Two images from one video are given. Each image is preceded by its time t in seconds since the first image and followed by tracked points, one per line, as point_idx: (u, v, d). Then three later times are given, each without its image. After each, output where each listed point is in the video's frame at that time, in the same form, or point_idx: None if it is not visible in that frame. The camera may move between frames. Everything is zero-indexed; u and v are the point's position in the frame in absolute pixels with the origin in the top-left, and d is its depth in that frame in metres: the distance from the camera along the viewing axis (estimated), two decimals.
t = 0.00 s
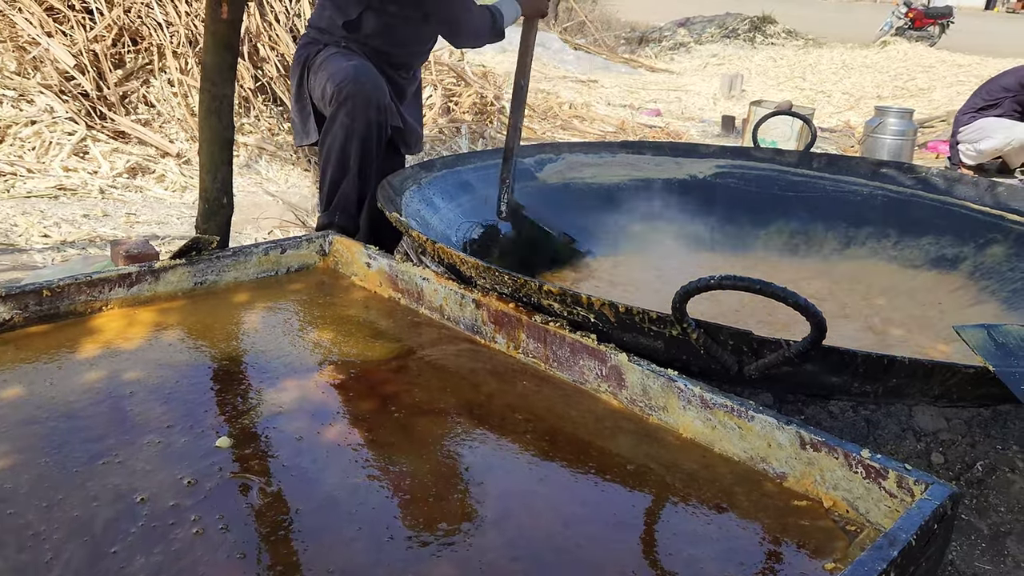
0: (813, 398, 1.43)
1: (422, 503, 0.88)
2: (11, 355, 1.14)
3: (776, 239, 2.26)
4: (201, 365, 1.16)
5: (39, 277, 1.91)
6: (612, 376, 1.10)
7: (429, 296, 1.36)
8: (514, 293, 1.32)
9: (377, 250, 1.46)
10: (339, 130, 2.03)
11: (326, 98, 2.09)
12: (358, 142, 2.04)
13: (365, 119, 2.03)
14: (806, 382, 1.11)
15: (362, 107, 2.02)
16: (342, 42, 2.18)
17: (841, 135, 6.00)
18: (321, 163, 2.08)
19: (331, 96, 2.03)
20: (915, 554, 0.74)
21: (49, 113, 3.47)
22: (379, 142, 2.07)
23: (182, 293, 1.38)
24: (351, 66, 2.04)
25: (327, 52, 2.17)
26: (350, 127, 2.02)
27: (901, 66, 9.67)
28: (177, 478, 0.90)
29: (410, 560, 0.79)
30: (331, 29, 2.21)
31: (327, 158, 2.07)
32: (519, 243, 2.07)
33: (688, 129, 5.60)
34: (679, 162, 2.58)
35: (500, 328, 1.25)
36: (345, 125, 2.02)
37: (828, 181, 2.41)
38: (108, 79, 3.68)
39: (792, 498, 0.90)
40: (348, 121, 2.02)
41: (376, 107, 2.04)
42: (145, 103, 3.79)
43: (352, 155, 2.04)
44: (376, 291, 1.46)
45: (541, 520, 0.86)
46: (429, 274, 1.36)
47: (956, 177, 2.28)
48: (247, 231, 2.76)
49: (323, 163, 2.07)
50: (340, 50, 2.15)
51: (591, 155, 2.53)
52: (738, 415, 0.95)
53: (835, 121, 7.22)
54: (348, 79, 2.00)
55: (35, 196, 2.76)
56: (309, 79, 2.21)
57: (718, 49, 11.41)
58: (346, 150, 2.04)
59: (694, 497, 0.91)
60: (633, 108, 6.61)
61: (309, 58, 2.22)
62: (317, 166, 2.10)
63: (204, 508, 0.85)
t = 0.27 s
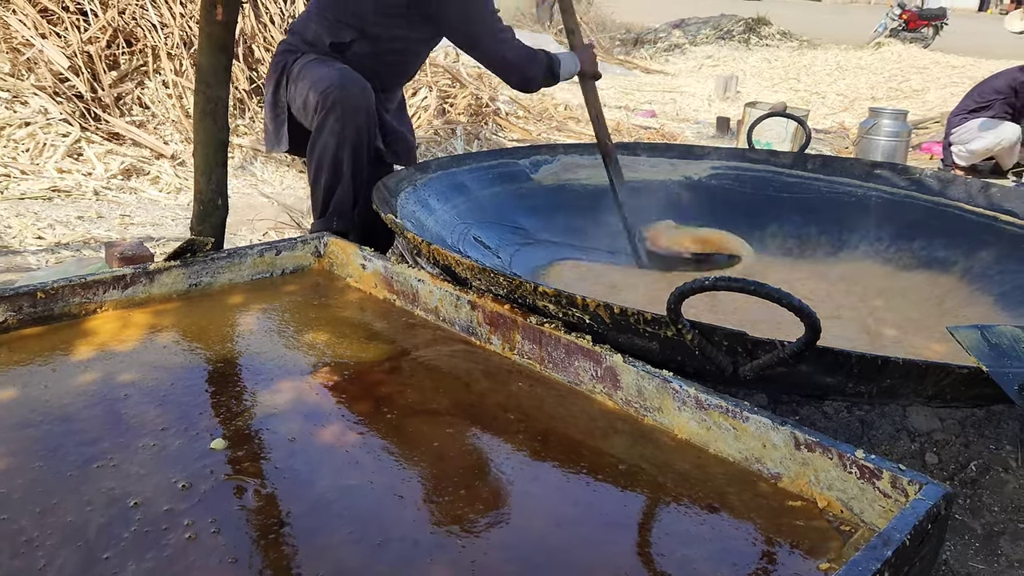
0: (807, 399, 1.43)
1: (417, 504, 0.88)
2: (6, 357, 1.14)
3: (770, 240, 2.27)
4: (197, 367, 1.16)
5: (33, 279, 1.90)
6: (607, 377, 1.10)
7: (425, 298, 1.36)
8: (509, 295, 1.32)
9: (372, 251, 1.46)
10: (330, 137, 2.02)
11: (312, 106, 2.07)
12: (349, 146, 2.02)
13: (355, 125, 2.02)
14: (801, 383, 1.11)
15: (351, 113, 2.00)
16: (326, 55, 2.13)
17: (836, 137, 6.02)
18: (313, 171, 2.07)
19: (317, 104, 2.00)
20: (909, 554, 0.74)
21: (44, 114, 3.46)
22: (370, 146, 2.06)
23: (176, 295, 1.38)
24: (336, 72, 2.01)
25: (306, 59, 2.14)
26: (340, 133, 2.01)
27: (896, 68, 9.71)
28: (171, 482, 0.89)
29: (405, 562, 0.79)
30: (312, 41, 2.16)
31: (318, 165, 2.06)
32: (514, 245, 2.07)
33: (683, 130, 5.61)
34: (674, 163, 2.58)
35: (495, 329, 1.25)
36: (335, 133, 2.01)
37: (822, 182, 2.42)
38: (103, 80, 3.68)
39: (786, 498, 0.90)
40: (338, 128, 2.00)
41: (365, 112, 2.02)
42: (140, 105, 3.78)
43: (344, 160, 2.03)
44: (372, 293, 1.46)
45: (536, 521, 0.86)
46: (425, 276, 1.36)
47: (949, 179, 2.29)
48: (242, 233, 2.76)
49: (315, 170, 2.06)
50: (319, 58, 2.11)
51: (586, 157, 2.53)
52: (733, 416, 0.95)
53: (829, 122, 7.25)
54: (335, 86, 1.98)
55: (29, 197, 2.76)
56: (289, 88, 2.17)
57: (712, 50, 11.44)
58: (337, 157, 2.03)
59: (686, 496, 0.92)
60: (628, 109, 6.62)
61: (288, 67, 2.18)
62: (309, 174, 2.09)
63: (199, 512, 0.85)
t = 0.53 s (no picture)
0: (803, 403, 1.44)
1: (411, 507, 0.89)
2: (2, 361, 1.14)
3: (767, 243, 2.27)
4: (193, 371, 1.16)
5: (30, 283, 1.90)
6: (603, 380, 1.10)
7: (421, 301, 1.36)
8: (506, 298, 1.32)
9: (369, 255, 1.46)
10: (318, 142, 2.01)
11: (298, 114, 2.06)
12: (339, 150, 2.02)
13: (342, 128, 2.01)
14: (795, 386, 1.11)
15: (338, 116, 1.99)
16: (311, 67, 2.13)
17: (832, 140, 6.03)
18: (305, 175, 2.07)
19: (303, 111, 2.00)
20: (904, 556, 0.74)
21: (40, 118, 3.46)
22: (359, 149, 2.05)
23: (173, 299, 1.38)
24: (319, 78, 2.01)
25: (288, 71, 2.13)
26: (329, 137, 2.00)
27: (891, 72, 9.74)
28: (167, 487, 0.89)
29: (402, 566, 0.79)
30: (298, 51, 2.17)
31: (310, 171, 2.05)
32: (510, 249, 2.07)
33: (679, 133, 5.62)
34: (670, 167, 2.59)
35: (492, 333, 1.25)
36: (323, 137, 2.00)
37: (818, 186, 2.42)
38: (99, 84, 3.68)
39: (781, 501, 0.91)
40: (325, 132, 1.99)
41: (352, 115, 2.01)
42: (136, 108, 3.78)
43: (335, 163, 2.03)
44: (368, 296, 1.46)
45: (532, 525, 0.87)
46: (421, 279, 1.36)
47: (944, 182, 2.29)
48: (238, 236, 2.76)
49: (306, 176, 2.06)
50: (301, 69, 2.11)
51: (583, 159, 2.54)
52: (728, 419, 0.96)
53: (825, 126, 7.27)
54: (319, 91, 1.97)
55: (26, 201, 2.75)
56: (274, 99, 2.17)
57: (708, 54, 11.47)
58: (328, 161, 2.02)
59: (680, 499, 0.92)
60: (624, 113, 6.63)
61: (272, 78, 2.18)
62: (301, 180, 2.08)
63: (194, 517, 0.85)
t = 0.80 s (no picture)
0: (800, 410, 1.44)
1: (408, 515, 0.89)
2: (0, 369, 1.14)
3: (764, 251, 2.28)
4: (192, 378, 1.16)
5: (28, 290, 1.90)
6: (601, 388, 1.11)
7: (419, 309, 1.37)
8: (504, 305, 1.32)
9: (367, 262, 1.46)
10: (319, 144, 2.00)
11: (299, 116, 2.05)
12: (340, 153, 2.01)
13: (343, 130, 1.99)
14: (793, 394, 1.12)
15: (339, 118, 1.98)
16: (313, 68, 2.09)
17: (830, 147, 6.05)
18: (305, 178, 2.06)
19: (305, 112, 1.98)
20: (901, 564, 0.74)
21: (39, 125, 3.46)
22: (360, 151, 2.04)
23: (171, 306, 1.38)
24: (321, 78, 1.99)
25: (290, 71, 2.11)
26: (330, 140, 1.99)
27: (888, 79, 9.77)
28: (165, 496, 0.89)
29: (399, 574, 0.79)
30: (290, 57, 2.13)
31: (310, 173, 2.05)
32: (508, 256, 2.08)
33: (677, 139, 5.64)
34: (668, 173, 2.59)
35: (490, 340, 1.25)
36: (325, 139, 1.99)
37: (815, 193, 2.43)
38: (98, 90, 3.68)
39: (779, 508, 0.91)
40: (326, 134, 1.98)
41: (353, 117, 2.00)
42: (135, 115, 3.79)
43: (336, 167, 2.03)
44: (367, 303, 1.46)
45: (530, 532, 0.87)
46: (420, 286, 1.36)
47: (942, 189, 2.30)
48: (236, 242, 2.76)
49: (307, 179, 2.05)
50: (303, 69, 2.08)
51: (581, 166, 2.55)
52: (726, 426, 0.96)
53: (823, 132, 7.29)
54: (321, 91, 1.95)
55: (24, 207, 2.76)
56: (276, 100, 2.15)
57: (707, 61, 11.51)
58: (328, 164, 2.02)
59: (675, 506, 0.92)
60: (622, 119, 6.65)
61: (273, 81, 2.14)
62: (302, 182, 2.08)
63: (192, 526, 0.85)
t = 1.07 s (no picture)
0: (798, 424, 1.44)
1: (404, 530, 0.89)
2: None
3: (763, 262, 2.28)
4: (189, 392, 1.15)
5: (26, 303, 1.90)
6: (599, 402, 1.11)
7: (417, 321, 1.37)
8: (502, 319, 1.32)
9: (366, 275, 1.47)
10: (326, 157, 2.02)
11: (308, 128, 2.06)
12: (346, 167, 2.02)
13: (351, 144, 2.01)
14: (791, 407, 1.12)
15: (348, 132, 2.00)
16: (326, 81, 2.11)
17: (827, 159, 6.07)
18: (309, 191, 2.07)
19: (314, 124, 2.00)
20: None
21: (38, 136, 3.47)
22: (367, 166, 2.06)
23: (169, 319, 1.38)
24: (333, 92, 2.01)
25: (300, 82, 2.13)
26: (337, 153, 2.01)
27: (886, 91, 9.81)
28: (161, 513, 0.89)
29: None
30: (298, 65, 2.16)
31: (314, 186, 2.06)
32: (506, 268, 2.08)
33: (676, 151, 5.65)
34: (666, 186, 2.60)
35: (488, 353, 1.25)
36: (331, 152, 2.01)
37: (813, 206, 2.44)
38: (98, 103, 3.69)
39: (777, 523, 0.91)
40: (334, 147, 2.00)
41: (361, 131, 2.02)
42: (135, 127, 3.79)
43: (340, 180, 2.03)
44: (365, 316, 1.46)
45: (528, 547, 0.86)
46: (418, 299, 1.36)
47: (939, 201, 2.30)
48: (235, 254, 2.77)
49: (310, 192, 2.06)
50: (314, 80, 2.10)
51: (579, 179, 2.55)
52: (724, 440, 0.96)
53: (821, 144, 7.31)
54: (332, 105, 1.97)
55: (22, 219, 2.76)
56: (286, 111, 2.16)
57: (705, 73, 11.56)
58: (333, 177, 2.03)
59: (672, 520, 0.92)
60: (621, 131, 6.67)
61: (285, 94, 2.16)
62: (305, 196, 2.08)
63: (188, 543, 0.84)
